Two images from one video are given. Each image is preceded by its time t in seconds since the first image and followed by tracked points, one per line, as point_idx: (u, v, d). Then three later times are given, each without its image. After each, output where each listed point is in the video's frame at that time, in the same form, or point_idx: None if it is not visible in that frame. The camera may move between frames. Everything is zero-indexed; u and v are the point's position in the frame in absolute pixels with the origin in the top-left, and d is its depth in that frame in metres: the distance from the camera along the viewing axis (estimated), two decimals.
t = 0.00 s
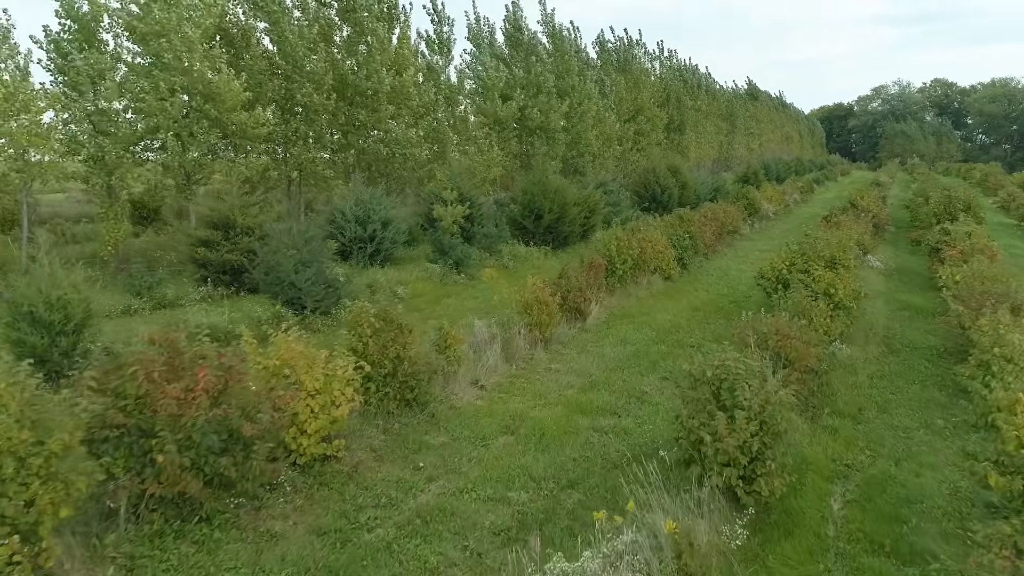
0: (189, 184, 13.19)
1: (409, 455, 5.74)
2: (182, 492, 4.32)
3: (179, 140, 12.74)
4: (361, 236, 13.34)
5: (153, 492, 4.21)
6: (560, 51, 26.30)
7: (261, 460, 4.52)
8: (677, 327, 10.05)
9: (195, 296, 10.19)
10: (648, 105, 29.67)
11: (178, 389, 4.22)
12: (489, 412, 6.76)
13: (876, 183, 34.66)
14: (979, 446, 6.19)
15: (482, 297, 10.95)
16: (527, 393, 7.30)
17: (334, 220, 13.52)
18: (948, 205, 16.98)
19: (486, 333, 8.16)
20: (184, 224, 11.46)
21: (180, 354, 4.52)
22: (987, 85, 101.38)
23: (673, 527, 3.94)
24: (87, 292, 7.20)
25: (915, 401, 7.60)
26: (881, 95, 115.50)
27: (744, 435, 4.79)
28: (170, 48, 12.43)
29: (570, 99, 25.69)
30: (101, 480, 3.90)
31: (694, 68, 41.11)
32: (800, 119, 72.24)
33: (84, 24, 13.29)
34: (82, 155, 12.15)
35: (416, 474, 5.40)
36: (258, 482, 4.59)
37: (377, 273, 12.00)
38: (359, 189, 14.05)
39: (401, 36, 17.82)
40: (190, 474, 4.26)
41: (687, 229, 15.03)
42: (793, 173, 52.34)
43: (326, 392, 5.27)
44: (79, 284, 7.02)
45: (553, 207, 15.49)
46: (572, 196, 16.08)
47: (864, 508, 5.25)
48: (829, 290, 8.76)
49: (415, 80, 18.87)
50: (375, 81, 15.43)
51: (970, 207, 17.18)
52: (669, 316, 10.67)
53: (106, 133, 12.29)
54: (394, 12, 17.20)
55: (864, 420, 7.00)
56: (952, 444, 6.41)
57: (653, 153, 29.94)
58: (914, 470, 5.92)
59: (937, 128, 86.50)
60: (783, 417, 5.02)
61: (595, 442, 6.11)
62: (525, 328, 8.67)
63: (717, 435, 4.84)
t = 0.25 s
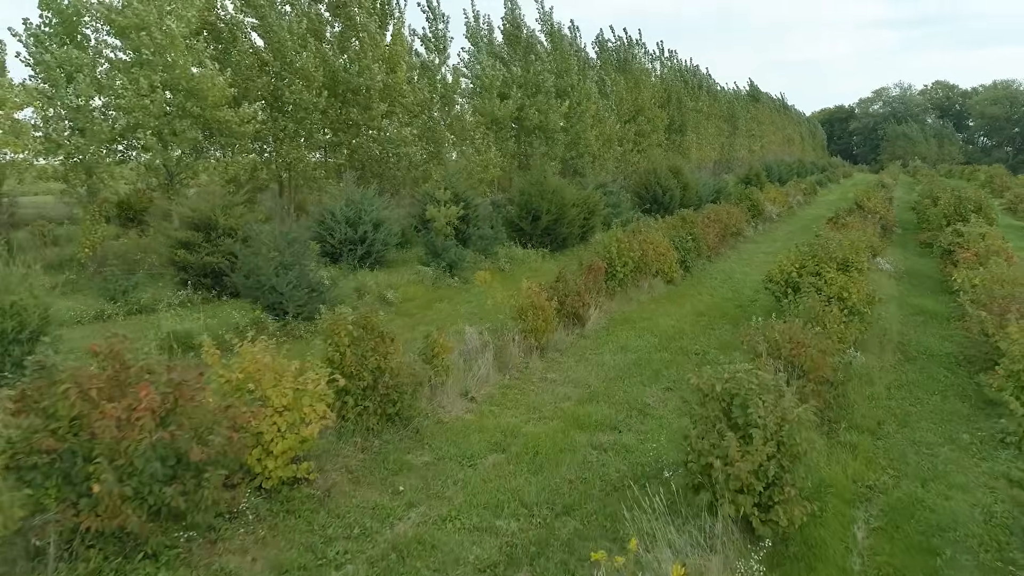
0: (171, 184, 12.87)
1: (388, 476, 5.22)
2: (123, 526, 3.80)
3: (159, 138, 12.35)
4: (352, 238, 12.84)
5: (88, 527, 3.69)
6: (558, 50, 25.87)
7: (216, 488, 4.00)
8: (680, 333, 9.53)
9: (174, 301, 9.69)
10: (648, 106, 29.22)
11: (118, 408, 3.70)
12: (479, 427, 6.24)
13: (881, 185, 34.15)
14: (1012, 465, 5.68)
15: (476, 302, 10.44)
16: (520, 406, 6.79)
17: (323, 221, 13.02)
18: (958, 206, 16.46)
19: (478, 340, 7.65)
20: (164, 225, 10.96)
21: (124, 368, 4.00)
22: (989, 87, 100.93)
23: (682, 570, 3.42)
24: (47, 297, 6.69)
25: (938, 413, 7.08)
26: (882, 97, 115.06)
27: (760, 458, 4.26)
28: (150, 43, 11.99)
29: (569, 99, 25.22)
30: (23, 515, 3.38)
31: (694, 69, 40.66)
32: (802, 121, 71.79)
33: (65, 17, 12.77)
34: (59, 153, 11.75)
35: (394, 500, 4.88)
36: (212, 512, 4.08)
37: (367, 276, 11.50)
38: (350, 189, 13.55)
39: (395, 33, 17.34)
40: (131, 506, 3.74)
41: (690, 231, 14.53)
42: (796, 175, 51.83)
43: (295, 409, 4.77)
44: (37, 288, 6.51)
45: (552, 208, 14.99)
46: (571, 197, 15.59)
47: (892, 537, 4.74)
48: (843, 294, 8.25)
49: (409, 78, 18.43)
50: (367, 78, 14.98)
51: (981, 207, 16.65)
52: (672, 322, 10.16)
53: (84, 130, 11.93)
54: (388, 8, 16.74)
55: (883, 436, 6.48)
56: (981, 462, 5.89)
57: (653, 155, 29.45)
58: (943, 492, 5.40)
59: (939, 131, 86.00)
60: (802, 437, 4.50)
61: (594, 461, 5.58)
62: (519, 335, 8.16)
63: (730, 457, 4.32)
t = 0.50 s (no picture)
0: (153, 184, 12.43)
1: (363, 503, 4.72)
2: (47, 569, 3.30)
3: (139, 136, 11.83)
4: (342, 240, 12.34)
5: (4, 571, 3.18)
6: (558, 49, 25.41)
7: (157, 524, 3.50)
8: (684, 341, 9.02)
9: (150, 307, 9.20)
10: (649, 107, 28.75)
11: (40, 434, 3.19)
12: (466, 444, 5.74)
13: (885, 187, 33.63)
14: None
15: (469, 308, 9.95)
16: (512, 421, 6.28)
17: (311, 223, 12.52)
18: (969, 207, 15.95)
19: (468, 349, 7.14)
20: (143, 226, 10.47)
21: (55, 386, 3.48)
22: (991, 90, 100.47)
23: None
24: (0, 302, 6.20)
25: (962, 428, 6.57)
26: (884, 99, 114.63)
27: (778, 488, 3.75)
28: (130, 36, 11.64)
29: (569, 100, 24.76)
30: None
31: (695, 70, 40.20)
32: (803, 124, 71.34)
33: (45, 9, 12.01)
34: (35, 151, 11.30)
35: (368, 530, 4.38)
36: (154, 551, 3.57)
37: (356, 280, 11.01)
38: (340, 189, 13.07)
39: (388, 30, 16.87)
40: (55, 547, 3.24)
41: (693, 233, 14.04)
42: (798, 178, 51.34)
43: (257, 430, 4.27)
44: None
45: (550, 210, 14.49)
46: (570, 198, 15.10)
47: (923, 574, 4.23)
48: (857, 299, 7.74)
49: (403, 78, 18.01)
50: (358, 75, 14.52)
51: (993, 209, 16.13)
52: (676, 328, 9.65)
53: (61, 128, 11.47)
54: (381, 5, 16.32)
55: (906, 453, 5.97)
56: (1015, 485, 5.38)
57: (654, 156, 28.96)
58: (975, 519, 4.89)
59: (941, 133, 85.53)
60: (825, 463, 3.99)
61: (591, 484, 5.07)
62: (512, 343, 7.65)
63: (743, 487, 3.81)
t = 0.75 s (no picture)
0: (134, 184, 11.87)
1: (332, 534, 4.24)
2: None
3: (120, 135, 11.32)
4: (330, 243, 11.87)
5: None
6: (557, 49, 24.99)
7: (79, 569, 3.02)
8: (686, 349, 8.55)
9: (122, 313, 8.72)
10: (649, 108, 28.33)
11: None
12: (450, 465, 5.26)
13: (889, 189, 33.15)
14: None
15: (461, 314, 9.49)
16: (501, 438, 5.80)
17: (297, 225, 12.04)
18: (979, 209, 15.48)
19: (455, 359, 6.66)
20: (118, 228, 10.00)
21: None
22: (992, 93, 100.05)
23: None
24: None
25: (987, 445, 6.09)
26: (885, 102, 114.19)
27: (798, 526, 3.27)
28: (109, 29, 11.14)
29: (568, 101, 24.33)
30: None
31: (695, 72, 39.81)
32: (804, 127, 70.93)
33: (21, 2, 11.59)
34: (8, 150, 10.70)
35: (334, 567, 3.90)
36: None
37: (343, 284, 10.54)
38: (329, 190, 12.62)
39: (380, 27, 16.44)
40: None
41: (694, 236, 13.58)
42: (800, 181, 50.89)
43: (208, 456, 3.78)
44: None
45: (546, 211, 14.03)
46: (568, 199, 14.64)
47: None
48: (871, 306, 7.27)
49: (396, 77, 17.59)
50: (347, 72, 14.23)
51: (1003, 210, 15.65)
52: (677, 336, 9.18)
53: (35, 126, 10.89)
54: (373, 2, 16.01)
55: (928, 474, 5.49)
56: None
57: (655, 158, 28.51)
58: (1012, 551, 4.41)
59: (943, 136, 85.08)
60: (851, 495, 3.51)
61: (585, 511, 4.59)
62: (503, 352, 7.17)
63: (758, 525, 3.33)
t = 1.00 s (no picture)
0: (112, 184, 11.39)
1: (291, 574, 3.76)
2: None
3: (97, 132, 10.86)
4: (316, 245, 11.40)
5: None
6: (555, 49, 24.57)
7: None
8: (689, 358, 8.06)
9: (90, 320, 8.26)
10: (649, 109, 27.91)
11: None
12: (429, 490, 4.77)
13: (893, 191, 32.68)
14: None
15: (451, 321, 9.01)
16: (486, 458, 5.31)
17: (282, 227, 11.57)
18: (990, 210, 15.00)
19: (440, 371, 6.17)
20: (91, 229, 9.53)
21: None
22: (994, 95, 99.68)
23: None
24: None
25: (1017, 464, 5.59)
26: (885, 105, 113.86)
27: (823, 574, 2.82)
28: (87, 20, 10.68)
29: (566, 102, 23.92)
30: None
31: (695, 74, 39.45)
32: (804, 130, 70.63)
33: None
34: None
35: None
36: None
37: (328, 289, 10.07)
38: (317, 190, 12.16)
39: (373, 24, 16.03)
40: None
41: (695, 238, 13.11)
42: (801, 184, 50.42)
43: (144, 486, 3.29)
44: None
45: (543, 213, 13.57)
46: (564, 200, 14.17)
47: None
48: (886, 312, 6.79)
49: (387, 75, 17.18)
50: (336, 71, 14.11)
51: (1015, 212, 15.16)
52: (678, 344, 8.70)
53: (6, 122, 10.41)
54: None
55: (955, 497, 5.00)
56: None
57: (655, 160, 28.06)
58: None
59: (944, 138, 84.69)
60: (883, 536, 3.02)
61: (578, 544, 4.10)
62: (492, 362, 6.69)
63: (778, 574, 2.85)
